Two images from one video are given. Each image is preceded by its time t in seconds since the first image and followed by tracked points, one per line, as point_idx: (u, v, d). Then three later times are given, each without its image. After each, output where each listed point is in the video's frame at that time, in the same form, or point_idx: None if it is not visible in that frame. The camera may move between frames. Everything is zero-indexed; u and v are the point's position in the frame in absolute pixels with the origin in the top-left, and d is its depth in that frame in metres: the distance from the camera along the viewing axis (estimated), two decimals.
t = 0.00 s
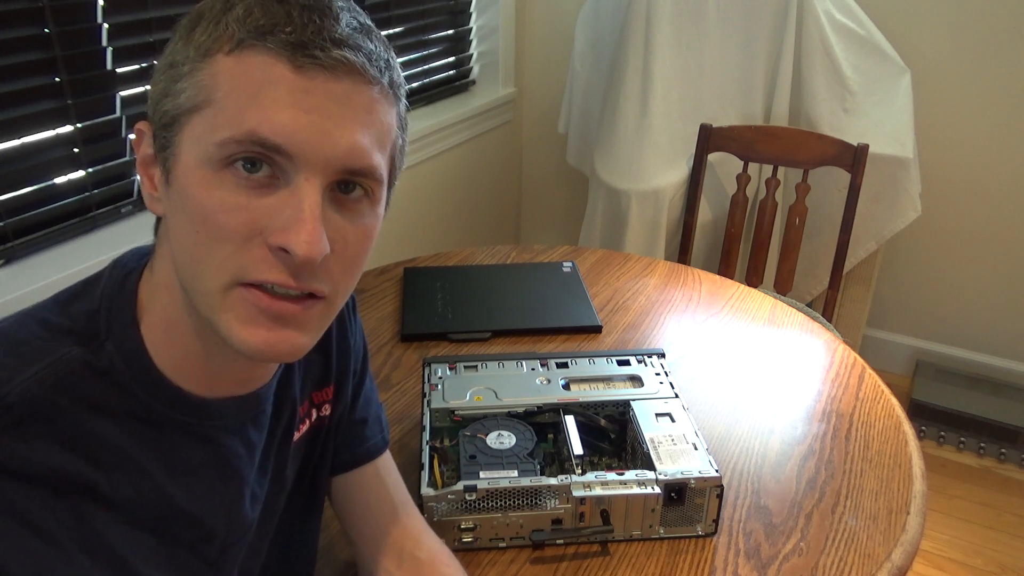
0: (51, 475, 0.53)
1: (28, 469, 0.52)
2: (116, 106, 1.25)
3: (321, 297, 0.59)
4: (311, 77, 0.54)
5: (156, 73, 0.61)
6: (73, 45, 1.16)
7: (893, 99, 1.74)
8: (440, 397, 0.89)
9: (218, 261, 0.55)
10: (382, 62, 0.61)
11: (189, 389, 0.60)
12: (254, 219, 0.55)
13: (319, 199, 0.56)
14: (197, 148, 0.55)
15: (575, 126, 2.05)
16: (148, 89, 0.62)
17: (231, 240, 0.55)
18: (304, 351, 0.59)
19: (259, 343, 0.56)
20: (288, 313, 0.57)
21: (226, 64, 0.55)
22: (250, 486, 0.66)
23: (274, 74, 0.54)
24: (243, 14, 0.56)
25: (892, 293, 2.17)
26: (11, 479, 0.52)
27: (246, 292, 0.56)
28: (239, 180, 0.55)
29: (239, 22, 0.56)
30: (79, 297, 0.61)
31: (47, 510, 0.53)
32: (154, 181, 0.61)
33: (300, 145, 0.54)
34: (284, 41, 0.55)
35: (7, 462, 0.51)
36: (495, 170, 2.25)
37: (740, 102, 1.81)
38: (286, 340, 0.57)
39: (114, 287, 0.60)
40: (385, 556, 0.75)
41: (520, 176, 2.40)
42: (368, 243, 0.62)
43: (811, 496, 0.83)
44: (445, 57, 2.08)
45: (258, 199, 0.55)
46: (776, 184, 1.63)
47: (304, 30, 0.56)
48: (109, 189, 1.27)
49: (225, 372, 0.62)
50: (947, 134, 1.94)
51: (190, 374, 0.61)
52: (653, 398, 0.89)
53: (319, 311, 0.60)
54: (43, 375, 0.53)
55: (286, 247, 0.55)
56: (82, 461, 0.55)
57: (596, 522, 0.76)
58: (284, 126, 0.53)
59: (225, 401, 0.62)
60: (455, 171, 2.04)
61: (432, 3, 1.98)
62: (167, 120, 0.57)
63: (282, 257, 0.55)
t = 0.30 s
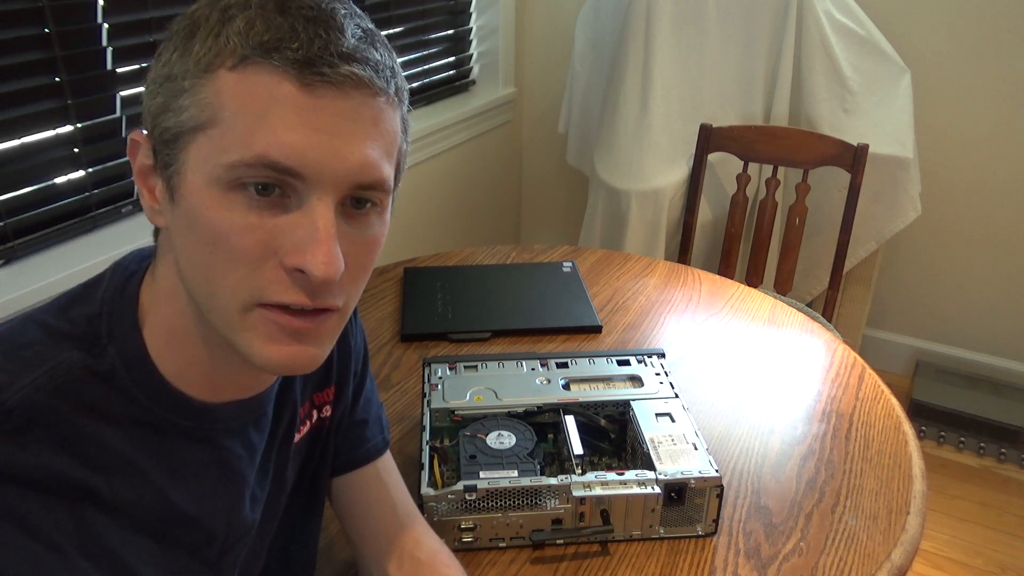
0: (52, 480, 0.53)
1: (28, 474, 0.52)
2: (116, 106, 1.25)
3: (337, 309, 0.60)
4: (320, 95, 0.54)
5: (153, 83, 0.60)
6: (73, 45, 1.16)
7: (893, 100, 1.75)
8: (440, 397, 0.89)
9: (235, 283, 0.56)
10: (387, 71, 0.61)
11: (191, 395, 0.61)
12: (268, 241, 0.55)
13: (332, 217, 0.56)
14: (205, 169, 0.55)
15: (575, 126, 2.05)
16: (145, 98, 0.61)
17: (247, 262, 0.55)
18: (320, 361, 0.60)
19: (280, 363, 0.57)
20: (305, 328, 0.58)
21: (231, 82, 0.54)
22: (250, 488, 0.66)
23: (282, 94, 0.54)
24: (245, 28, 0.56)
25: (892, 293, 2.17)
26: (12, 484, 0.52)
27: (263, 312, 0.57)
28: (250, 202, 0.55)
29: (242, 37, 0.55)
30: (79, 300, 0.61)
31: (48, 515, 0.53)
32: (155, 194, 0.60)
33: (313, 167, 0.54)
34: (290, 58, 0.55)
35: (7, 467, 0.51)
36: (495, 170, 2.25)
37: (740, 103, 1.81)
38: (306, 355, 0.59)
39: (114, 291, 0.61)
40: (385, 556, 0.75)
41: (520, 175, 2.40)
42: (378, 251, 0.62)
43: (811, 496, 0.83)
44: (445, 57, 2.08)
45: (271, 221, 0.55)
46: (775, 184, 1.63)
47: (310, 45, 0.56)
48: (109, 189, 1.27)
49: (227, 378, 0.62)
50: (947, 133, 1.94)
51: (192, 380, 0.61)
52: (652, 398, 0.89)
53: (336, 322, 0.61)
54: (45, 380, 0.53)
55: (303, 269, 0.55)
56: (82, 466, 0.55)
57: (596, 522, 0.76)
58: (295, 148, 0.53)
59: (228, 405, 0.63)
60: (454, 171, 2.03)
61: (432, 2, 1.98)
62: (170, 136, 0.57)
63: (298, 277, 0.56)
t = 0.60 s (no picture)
0: (52, 483, 0.53)
1: (28, 477, 0.52)
2: (116, 106, 1.25)
3: (324, 313, 0.59)
4: (313, 95, 0.54)
5: (157, 79, 0.60)
6: (73, 45, 1.16)
7: (894, 99, 1.74)
8: (440, 397, 0.89)
9: (221, 279, 0.56)
10: (387, 75, 0.60)
11: (191, 397, 0.61)
12: (256, 238, 0.55)
13: (321, 218, 0.56)
14: (198, 165, 0.55)
15: (575, 126, 2.05)
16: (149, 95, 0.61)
17: (234, 259, 0.55)
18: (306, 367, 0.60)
19: (262, 364, 0.57)
20: (290, 331, 0.57)
21: (227, 79, 0.55)
22: (250, 489, 0.66)
23: (275, 92, 0.54)
24: (244, 26, 0.56)
25: (892, 293, 2.17)
26: (13, 487, 0.52)
27: (248, 311, 0.56)
28: (240, 199, 0.55)
29: (240, 35, 0.56)
30: (77, 301, 0.61)
31: (49, 518, 0.53)
32: (156, 189, 0.61)
33: (303, 166, 0.54)
34: (286, 58, 0.55)
35: (8, 470, 0.51)
36: (495, 170, 2.25)
37: (740, 103, 1.81)
38: (289, 358, 0.58)
39: (114, 292, 0.60)
40: (385, 556, 0.75)
41: (520, 175, 2.40)
42: (372, 257, 0.62)
43: (811, 496, 0.83)
44: (445, 57, 2.08)
45: (260, 218, 0.55)
46: (776, 184, 1.63)
47: (307, 46, 0.56)
48: (109, 189, 1.27)
49: (226, 381, 0.62)
50: (947, 133, 1.94)
51: (191, 384, 0.61)
52: (652, 399, 0.89)
53: (323, 326, 0.60)
54: (45, 382, 0.53)
55: (288, 268, 0.55)
56: (83, 469, 0.55)
57: (596, 522, 0.76)
58: (285, 146, 0.53)
59: (228, 407, 0.63)
60: (454, 171, 2.03)
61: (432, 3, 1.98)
62: (169, 132, 0.57)
63: (284, 277, 0.55)
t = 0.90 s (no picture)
0: (43, 484, 0.53)
1: (19, 477, 0.52)
2: (116, 106, 1.25)
3: (317, 319, 0.59)
4: (308, 98, 0.54)
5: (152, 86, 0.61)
6: (73, 44, 1.16)
7: (893, 100, 1.74)
8: (440, 397, 0.89)
9: (215, 283, 0.56)
10: (382, 81, 0.61)
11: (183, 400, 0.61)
12: (250, 241, 0.55)
13: (315, 222, 0.56)
14: (193, 168, 0.55)
15: (575, 126, 2.05)
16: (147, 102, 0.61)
17: (228, 263, 0.55)
18: (299, 373, 0.59)
19: (255, 370, 0.57)
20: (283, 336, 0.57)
21: (222, 82, 0.55)
22: (237, 494, 0.65)
23: (271, 95, 0.54)
24: (240, 32, 0.57)
25: (892, 293, 2.17)
26: (6, 486, 0.52)
27: (241, 316, 0.56)
28: (235, 202, 0.55)
29: (236, 40, 0.56)
30: (70, 305, 0.61)
31: (40, 520, 0.53)
32: (152, 195, 0.61)
33: (298, 169, 0.54)
34: (282, 62, 0.55)
35: None
36: (495, 170, 2.25)
37: (740, 103, 1.81)
38: (282, 363, 0.58)
39: (106, 296, 0.60)
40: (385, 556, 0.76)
41: (520, 175, 2.40)
42: (366, 262, 0.62)
43: (811, 496, 0.83)
44: (445, 57, 2.08)
45: (254, 221, 0.55)
46: (775, 184, 1.63)
47: (301, 50, 0.57)
48: (110, 189, 1.27)
49: (218, 383, 0.62)
50: (948, 133, 1.94)
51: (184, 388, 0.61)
52: (652, 398, 0.89)
53: (316, 332, 0.60)
54: (37, 383, 0.53)
55: (283, 272, 0.55)
56: (74, 470, 0.55)
57: (596, 522, 0.76)
58: (280, 149, 0.53)
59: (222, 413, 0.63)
60: (454, 171, 2.03)
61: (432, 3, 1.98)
62: (164, 137, 0.57)
63: (278, 280, 0.55)
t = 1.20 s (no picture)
0: (28, 483, 0.53)
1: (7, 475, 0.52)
2: (116, 106, 1.25)
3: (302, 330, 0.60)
4: (302, 120, 0.54)
5: (144, 88, 0.60)
6: (73, 44, 1.16)
7: (893, 100, 1.74)
8: (440, 397, 0.89)
9: (205, 295, 0.56)
10: (377, 102, 0.60)
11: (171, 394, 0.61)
12: (238, 256, 0.55)
13: (304, 238, 0.56)
14: (183, 179, 0.55)
15: (575, 126, 2.05)
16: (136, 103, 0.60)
17: (217, 275, 0.56)
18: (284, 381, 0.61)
19: (243, 380, 0.58)
20: (269, 348, 0.58)
21: (217, 97, 0.54)
22: (234, 492, 0.66)
23: (264, 115, 0.54)
24: (236, 44, 0.56)
25: (893, 293, 2.17)
26: None
27: (229, 328, 0.57)
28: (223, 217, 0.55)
29: (232, 53, 0.55)
30: (55, 306, 0.61)
31: (25, 520, 0.53)
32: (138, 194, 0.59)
33: (289, 189, 0.54)
34: (277, 81, 0.54)
35: None
36: (495, 170, 2.25)
37: (739, 103, 1.81)
38: (267, 374, 0.59)
39: (89, 296, 0.60)
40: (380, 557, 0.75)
41: (521, 175, 2.40)
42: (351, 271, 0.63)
43: (811, 496, 0.83)
44: (445, 57, 2.08)
45: (244, 237, 0.55)
46: (776, 184, 1.63)
47: (299, 68, 0.56)
48: (110, 189, 1.27)
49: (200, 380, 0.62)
50: (948, 133, 1.94)
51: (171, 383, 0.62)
52: (653, 399, 0.89)
53: (301, 344, 0.61)
54: (22, 380, 0.53)
55: (270, 287, 0.56)
56: (60, 469, 0.55)
57: (596, 522, 0.76)
58: (273, 169, 0.53)
59: (211, 408, 0.63)
60: (455, 171, 2.03)
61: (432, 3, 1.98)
62: (155, 144, 0.57)
63: (266, 295, 0.56)
